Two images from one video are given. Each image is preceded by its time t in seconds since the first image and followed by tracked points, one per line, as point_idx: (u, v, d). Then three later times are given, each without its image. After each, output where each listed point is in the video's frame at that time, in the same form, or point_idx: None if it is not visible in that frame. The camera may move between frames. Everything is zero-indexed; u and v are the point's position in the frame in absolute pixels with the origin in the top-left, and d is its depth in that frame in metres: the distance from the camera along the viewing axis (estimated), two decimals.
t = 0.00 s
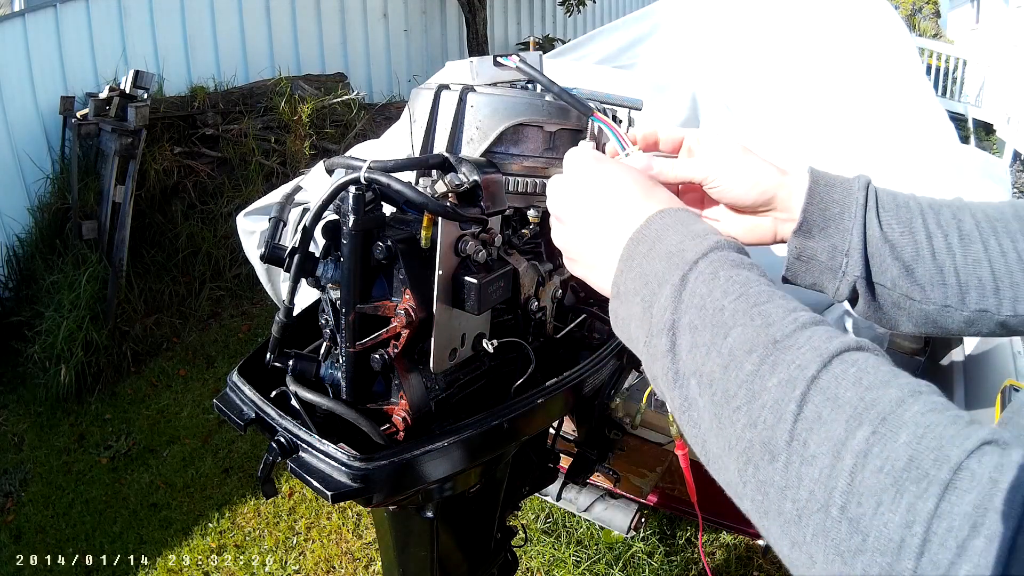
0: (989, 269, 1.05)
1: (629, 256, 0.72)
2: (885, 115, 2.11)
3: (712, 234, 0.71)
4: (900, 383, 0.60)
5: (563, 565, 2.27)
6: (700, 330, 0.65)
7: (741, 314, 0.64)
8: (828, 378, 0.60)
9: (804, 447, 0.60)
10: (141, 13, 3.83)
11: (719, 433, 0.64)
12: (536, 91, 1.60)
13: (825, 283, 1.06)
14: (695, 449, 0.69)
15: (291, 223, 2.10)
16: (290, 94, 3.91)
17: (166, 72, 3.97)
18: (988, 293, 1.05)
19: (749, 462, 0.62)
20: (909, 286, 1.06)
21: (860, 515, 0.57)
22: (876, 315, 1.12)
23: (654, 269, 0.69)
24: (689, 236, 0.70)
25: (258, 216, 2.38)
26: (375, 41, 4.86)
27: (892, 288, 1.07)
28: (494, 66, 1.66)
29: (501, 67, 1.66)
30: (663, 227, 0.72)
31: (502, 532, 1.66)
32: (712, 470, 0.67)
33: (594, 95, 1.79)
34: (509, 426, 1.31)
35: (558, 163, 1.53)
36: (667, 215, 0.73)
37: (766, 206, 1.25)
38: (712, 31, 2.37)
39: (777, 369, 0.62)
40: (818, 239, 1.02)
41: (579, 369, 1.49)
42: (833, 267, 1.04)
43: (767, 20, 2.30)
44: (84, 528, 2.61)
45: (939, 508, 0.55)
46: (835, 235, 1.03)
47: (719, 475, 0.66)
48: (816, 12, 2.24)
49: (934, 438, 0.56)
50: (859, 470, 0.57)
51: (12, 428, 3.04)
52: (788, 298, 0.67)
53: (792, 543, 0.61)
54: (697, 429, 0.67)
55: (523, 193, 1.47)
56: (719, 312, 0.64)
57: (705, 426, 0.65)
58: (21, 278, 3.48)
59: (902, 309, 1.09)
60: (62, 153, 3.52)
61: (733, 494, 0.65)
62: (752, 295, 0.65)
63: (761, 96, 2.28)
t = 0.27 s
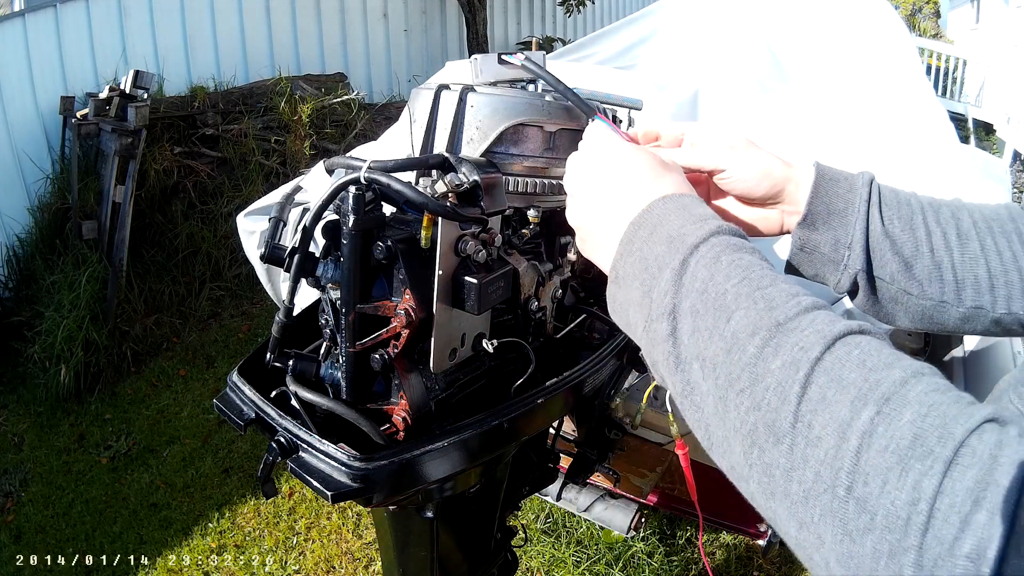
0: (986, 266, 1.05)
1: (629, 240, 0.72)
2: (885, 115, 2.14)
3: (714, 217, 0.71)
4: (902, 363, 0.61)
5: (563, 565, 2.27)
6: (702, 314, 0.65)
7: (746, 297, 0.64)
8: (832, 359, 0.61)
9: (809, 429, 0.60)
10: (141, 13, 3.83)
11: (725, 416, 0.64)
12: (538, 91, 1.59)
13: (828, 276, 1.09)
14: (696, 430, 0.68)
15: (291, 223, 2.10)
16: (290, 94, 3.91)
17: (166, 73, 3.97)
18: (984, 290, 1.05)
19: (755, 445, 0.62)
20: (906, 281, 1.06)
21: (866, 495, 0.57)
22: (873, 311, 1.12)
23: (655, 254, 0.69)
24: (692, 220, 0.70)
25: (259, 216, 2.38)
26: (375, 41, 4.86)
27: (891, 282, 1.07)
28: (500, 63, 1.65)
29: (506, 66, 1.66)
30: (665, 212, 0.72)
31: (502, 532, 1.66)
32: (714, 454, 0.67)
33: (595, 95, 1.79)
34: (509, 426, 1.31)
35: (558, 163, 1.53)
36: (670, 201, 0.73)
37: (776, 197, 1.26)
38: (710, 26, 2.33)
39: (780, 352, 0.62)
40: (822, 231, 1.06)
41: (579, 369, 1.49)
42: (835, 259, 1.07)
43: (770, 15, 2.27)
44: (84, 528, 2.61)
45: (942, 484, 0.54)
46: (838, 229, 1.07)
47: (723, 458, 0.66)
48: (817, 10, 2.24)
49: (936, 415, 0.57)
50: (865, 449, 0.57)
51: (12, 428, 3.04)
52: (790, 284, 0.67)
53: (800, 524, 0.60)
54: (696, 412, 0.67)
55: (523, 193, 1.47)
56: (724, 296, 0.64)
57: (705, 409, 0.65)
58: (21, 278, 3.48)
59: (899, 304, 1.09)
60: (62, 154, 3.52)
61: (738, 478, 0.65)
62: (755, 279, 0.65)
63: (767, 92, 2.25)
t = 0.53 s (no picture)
0: (985, 254, 1.04)
1: (624, 234, 0.72)
2: (886, 102, 2.13)
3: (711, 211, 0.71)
4: (890, 344, 0.61)
5: (563, 565, 2.27)
6: (695, 301, 0.65)
7: (739, 283, 0.63)
8: (821, 341, 0.60)
9: (799, 407, 0.59)
10: (141, 13, 3.82)
11: (719, 397, 0.63)
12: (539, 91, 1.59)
13: (827, 259, 0.99)
14: (690, 416, 0.68)
15: (291, 222, 2.10)
16: (290, 94, 3.91)
17: (166, 73, 3.97)
18: (983, 277, 1.04)
19: (746, 425, 0.62)
20: (907, 265, 1.03)
21: (855, 469, 0.56)
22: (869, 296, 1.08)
23: (652, 244, 0.69)
24: (690, 211, 0.70)
25: (258, 216, 2.38)
26: (375, 41, 4.86)
27: (891, 267, 1.03)
28: (498, 63, 1.66)
29: (504, 66, 1.66)
30: (663, 203, 0.71)
31: (502, 532, 1.66)
32: (708, 440, 0.68)
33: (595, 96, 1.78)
34: (509, 426, 1.31)
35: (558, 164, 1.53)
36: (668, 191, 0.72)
37: (777, 174, 1.24)
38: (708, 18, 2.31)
39: (772, 334, 0.61)
40: (823, 213, 0.96)
41: (579, 369, 1.49)
42: (835, 242, 0.98)
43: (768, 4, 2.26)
44: (84, 528, 2.61)
45: (928, 456, 0.55)
46: (839, 211, 0.97)
47: (716, 442, 0.66)
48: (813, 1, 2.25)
49: (920, 392, 0.57)
50: (853, 425, 0.57)
51: (12, 429, 3.04)
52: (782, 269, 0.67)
53: (791, 504, 0.60)
54: (692, 398, 0.66)
55: (523, 193, 1.47)
56: (717, 282, 0.64)
57: (702, 395, 0.65)
58: (21, 278, 3.48)
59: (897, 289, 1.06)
60: (62, 154, 3.52)
61: (729, 460, 0.65)
62: (748, 266, 0.64)
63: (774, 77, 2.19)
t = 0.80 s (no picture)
0: (976, 239, 1.05)
1: (639, 250, 0.72)
2: (885, 101, 2.16)
3: (719, 225, 0.70)
4: (898, 362, 0.60)
5: (563, 565, 2.27)
6: (710, 321, 0.65)
7: (750, 303, 0.64)
8: (831, 362, 0.60)
9: (812, 428, 0.60)
10: (141, 13, 3.83)
11: (736, 414, 0.64)
12: (537, 91, 1.60)
13: (817, 241, 1.00)
14: (709, 432, 0.69)
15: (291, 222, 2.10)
16: (290, 94, 3.91)
17: (166, 73, 3.97)
18: (974, 263, 1.05)
19: (764, 444, 0.62)
20: (898, 247, 1.04)
21: (867, 490, 0.57)
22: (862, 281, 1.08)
23: (664, 263, 0.69)
24: (698, 228, 0.70)
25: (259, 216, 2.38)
26: (375, 41, 4.86)
27: (882, 249, 1.04)
28: (494, 66, 1.67)
29: (500, 67, 1.67)
30: (668, 221, 0.71)
31: (502, 532, 1.66)
32: (727, 451, 0.67)
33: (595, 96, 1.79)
34: (509, 426, 1.31)
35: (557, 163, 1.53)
36: (671, 211, 0.73)
37: (763, 152, 1.25)
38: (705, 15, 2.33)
39: (783, 355, 0.62)
40: (812, 194, 0.97)
41: (579, 369, 1.49)
42: (826, 224, 0.99)
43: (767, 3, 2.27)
44: (84, 528, 2.61)
45: (932, 481, 0.55)
46: (828, 191, 0.98)
47: (735, 456, 0.67)
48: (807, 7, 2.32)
49: (929, 413, 0.57)
50: (863, 446, 0.57)
51: (12, 429, 3.04)
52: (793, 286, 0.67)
53: (808, 518, 0.61)
54: (711, 414, 0.67)
55: (524, 193, 1.47)
56: (728, 302, 0.64)
57: (721, 411, 0.66)
58: (21, 278, 3.48)
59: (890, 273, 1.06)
60: (62, 154, 3.52)
61: (750, 474, 0.66)
62: (758, 285, 0.65)
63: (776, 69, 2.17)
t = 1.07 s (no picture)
0: (967, 231, 1.06)
1: (639, 258, 0.72)
2: (883, 98, 2.14)
3: (723, 238, 0.71)
4: (894, 378, 0.60)
5: (563, 565, 2.27)
6: (708, 331, 0.65)
7: (749, 315, 0.64)
8: (828, 377, 0.61)
9: (809, 442, 0.60)
10: (141, 13, 3.82)
11: (734, 424, 0.64)
12: (537, 91, 1.60)
13: (811, 237, 1.00)
14: (706, 438, 0.68)
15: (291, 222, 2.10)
16: (290, 94, 3.91)
17: (166, 73, 3.97)
18: (966, 255, 1.06)
19: (761, 455, 0.62)
20: (892, 240, 1.03)
21: (861, 504, 0.57)
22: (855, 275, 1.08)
23: (663, 273, 0.69)
24: (700, 238, 0.70)
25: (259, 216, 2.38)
26: (375, 41, 4.86)
27: (876, 242, 1.03)
28: (494, 64, 1.67)
29: (500, 66, 1.67)
30: (668, 230, 0.72)
31: (502, 532, 1.66)
32: (727, 463, 0.67)
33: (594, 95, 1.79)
34: (509, 426, 1.31)
35: (558, 163, 1.53)
36: (676, 217, 0.73)
37: (753, 149, 1.25)
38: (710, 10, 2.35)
39: (781, 369, 0.62)
40: (804, 190, 0.98)
41: (579, 369, 1.49)
42: (819, 219, 0.99)
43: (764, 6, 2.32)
44: (84, 528, 2.61)
45: (922, 499, 0.55)
46: (819, 186, 0.99)
47: (735, 464, 0.66)
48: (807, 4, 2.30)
49: (923, 430, 0.57)
50: (858, 461, 0.57)
51: (12, 429, 3.04)
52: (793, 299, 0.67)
53: (805, 528, 0.61)
54: (709, 422, 0.67)
55: (524, 193, 1.47)
56: (728, 312, 0.65)
57: (719, 419, 0.66)
58: (21, 278, 3.48)
59: (884, 266, 1.06)
60: (62, 154, 3.52)
61: (747, 483, 0.65)
62: (757, 297, 0.65)
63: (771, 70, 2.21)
